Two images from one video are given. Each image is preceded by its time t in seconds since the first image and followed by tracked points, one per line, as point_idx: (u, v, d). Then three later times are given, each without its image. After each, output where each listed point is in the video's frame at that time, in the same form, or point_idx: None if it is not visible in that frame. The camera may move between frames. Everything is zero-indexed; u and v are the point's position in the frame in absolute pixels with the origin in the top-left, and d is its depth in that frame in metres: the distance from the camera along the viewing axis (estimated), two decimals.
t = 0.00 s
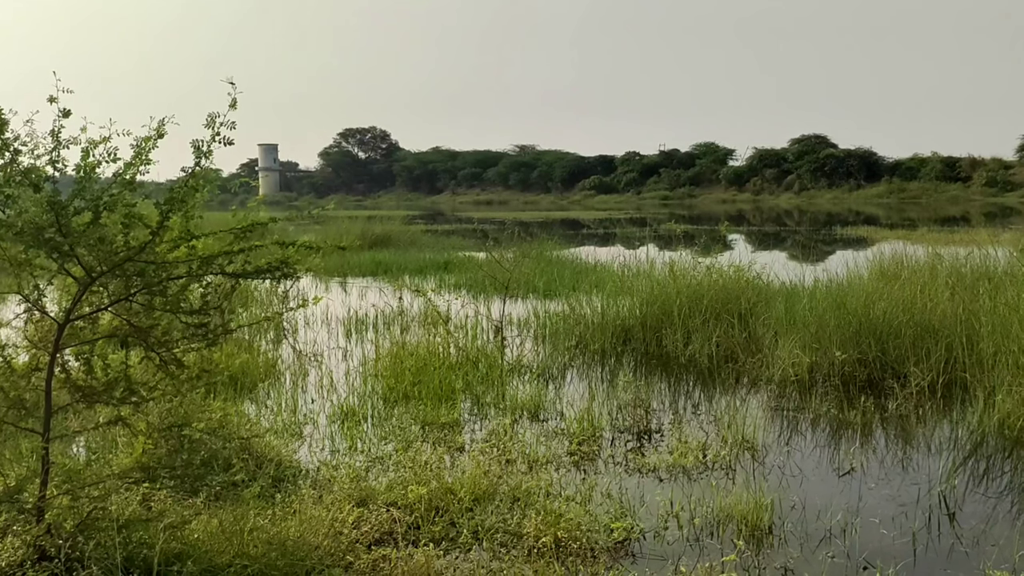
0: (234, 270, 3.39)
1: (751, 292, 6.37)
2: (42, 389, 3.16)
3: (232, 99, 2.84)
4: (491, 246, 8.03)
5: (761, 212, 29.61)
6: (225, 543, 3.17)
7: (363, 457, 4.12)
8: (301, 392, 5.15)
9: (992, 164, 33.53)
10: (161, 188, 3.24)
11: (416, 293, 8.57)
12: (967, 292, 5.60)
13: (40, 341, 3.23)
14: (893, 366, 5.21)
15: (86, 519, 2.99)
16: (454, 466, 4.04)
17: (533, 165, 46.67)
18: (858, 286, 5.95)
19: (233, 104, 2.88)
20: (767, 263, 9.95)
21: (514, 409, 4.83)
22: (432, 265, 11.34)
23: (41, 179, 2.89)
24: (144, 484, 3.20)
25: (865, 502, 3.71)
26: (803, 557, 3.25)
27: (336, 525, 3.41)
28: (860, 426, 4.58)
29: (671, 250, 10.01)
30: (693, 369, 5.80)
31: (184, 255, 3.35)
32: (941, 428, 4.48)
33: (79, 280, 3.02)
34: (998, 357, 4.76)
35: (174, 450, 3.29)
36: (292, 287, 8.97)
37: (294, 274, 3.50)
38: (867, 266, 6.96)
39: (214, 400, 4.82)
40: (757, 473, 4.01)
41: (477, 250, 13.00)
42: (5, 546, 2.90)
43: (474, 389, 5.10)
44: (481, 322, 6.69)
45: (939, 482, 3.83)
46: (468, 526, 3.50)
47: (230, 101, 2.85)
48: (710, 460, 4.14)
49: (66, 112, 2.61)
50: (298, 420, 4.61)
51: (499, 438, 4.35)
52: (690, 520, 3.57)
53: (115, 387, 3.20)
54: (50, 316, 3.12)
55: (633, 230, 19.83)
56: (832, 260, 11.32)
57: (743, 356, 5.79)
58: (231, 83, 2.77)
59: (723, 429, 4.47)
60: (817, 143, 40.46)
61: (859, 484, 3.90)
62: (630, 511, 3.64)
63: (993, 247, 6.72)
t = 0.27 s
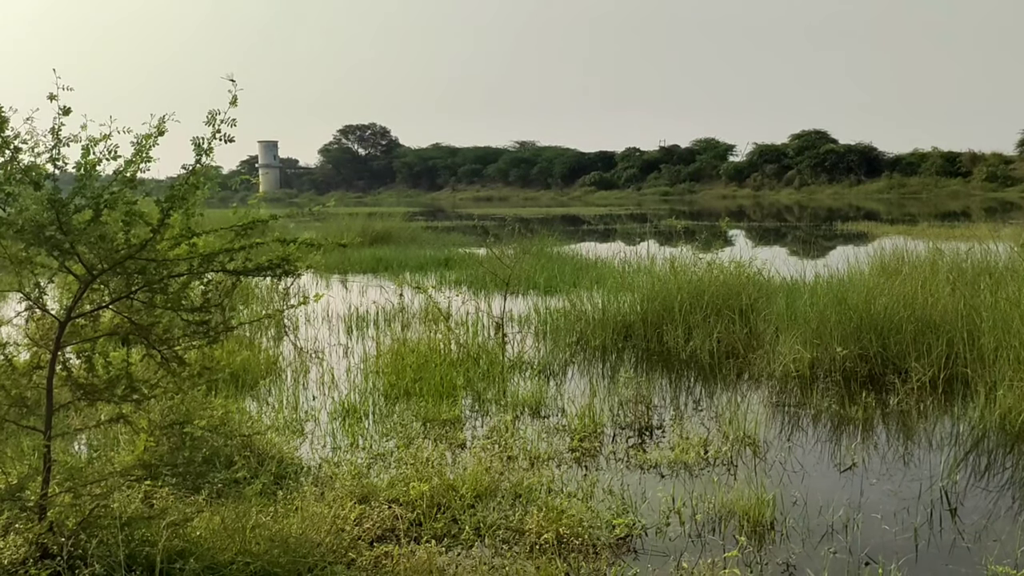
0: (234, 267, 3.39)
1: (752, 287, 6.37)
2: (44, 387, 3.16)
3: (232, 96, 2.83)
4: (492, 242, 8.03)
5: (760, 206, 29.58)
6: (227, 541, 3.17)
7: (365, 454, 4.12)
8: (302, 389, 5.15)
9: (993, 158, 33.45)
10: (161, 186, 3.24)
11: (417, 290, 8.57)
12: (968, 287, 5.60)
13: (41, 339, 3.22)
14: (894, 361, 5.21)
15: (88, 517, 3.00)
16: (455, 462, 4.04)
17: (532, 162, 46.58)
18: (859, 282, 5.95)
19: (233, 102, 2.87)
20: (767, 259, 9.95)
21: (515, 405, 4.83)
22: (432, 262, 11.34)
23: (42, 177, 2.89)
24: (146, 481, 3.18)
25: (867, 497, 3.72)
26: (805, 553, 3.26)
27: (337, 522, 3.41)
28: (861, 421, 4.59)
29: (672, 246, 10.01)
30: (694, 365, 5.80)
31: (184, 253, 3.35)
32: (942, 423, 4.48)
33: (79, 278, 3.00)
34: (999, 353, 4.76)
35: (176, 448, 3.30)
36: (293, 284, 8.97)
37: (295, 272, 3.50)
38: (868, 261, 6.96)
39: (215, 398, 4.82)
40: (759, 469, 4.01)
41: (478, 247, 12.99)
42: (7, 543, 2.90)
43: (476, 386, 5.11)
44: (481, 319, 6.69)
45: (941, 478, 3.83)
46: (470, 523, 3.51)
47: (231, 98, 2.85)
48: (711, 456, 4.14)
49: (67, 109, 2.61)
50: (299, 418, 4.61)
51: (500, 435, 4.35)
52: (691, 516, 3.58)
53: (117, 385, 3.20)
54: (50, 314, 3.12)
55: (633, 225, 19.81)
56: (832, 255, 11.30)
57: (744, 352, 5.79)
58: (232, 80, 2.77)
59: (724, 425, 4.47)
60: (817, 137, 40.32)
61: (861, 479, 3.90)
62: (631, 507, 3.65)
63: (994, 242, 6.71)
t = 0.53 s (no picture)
0: (234, 261, 3.38)
1: (753, 280, 6.36)
2: (44, 381, 3.15)
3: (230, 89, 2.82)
4: (491, 237, 8.01)
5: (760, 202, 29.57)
6: (229, 536, 3.17)
7: (365, 448, 4.12)
8: (302, 383, 5.15)
9: (994, 149, 33.37)
10: (160, 179, 3.24)
11: (417, 284, 8.56)
12: (968, 278, 5.59)
13: (41, 333, 3.22)
14: (895, 353, 5.21)
15: (88, 511, 3.00)
16: (456, 456, 4.03)
17: (532, 156, 46.62)
18: (860, 274, 5.94)
19: (231, 94, 2.86)
20: (768, 252, 9.94)
21: (516, 399, 4.83)
22: (433, 256, 11.33)
23: (40, 171, 2.87)
24: (147, 475, 3.21)
25: (868, 489, 3.72)
26: (806, 545, 3.26)
27: (338, 516, 3.41)
28: (862, 413, 4.59)
29: (672, 239, 10.00)
30: (694, 358, 5.80)
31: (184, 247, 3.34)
32: (943, 414, 4.48)
33: (79, 273, 3.02)
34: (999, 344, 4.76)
35: (176, 442, 3.28)
36: (293, 279, 8.95)
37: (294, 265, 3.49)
38: (868, 253, 6.96)
39: (216, 392, 4.82)
40: (760, 461, 4.01)
41: (478, 241, 12.98)
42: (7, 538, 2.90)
43: (476, 379, 5.10)
44: (482, 312, 6.68)
45: (942, 469, 3.83)
46: (471, 516, 3.51)
47: (229, 91, 2.84)
48: (712, 448, 4.14)
49: (65, 104, 2.60)
50: (300, 412, 4.60)
51: (501, 428, 4.34)
52: (693, 508, 3.58)
53: (117, 379, 3.19)
54: (50, 309, 3.11)
55: (632, 219, 19.80)
56: (833, 248, 11.29)
57: (745, 344, 5.78)
58: (230, 72, 2.75)
59: (725, 418, 4.47)
60: (818, 130, 40.17)
61: (862, 471, 3.90)
62: (632, 499, 3.65)
63: (994, 233, 6.70)
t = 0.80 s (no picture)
0: (234, 255, 3.38)
1: (753, 273, 6.36)
2: (43, 375, 3.15)
3: (228, 81, 2.81)
4: (491, 231, 8.00)
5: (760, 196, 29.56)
6: (229, 529, 3.17)
7: (366, 442, 4.12)
8: (302, 377, 5.15)
9: (994, 142, 33.31)
10: (159, 173, 3.23)
11: (417, 278, 8.56)
12: (969, 271, 5.58)
13: (41, 328, 3.22)
14: (894, 346, 5.20)
15: (88, 505, 3.00)
16: (456, 449, 4.04)
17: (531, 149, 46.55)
18: (860, 267, 5.94)
19: (230, 87, 2.85)
20: (768, 245, 9.94)
21: (516, 392, 4.83)
22: (432, 250, 11.31)
23: (39, 165, 2.87)
24: (147, 470, 3.23)
25: (868, 481, 3.72)
26: (807, 537, 3.26)
27: (339, 509, 3.41)
28: (862, 405, 4.59)
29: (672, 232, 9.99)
30: (695, 351, 5.80)
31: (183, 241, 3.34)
32: (943, 407, 4.48)
33: (78, 266, 3.02)
34: (1000, 337, 4.76)
35: (176, 436, 3.30)
36: (292, 273, 8.96)
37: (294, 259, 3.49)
38: (868, 246, 6.95)
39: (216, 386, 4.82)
40: (760, 453, 4.01)
41: (477, 235, 12.96)
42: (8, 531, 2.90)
43: (476, 372, 5.10)
44: (482, 306, 6.68)
45: (942, 461, 3.83)
46: (471, 509, 3.51)
47: (227, 83, 2.83)
48: (712, 441, 4.14)
49: (63, 97, 2.59)
50: (300, 405, 4.60)
51: (502, 421, 4.34)
52: (693, 501, 3.58)
53: (117, 373, 3.18)
54: (49, 303, 3.11)
55: (632, 213, 19.77)
56: (833, 241, 11.28)
57: (745, 337, 5.78)
58: (228, 66, 2.75)
59: (725, 411, 4.47)
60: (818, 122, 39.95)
61: (862, 463, 3.90)
62: (633, 492, 3.65)
63: (994, 226, 6.69)
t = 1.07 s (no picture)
0: (233, 254, 3.38)
1: (752, 272, 6.35)
2: (43, 374, 3.15)
3: (228, 80, 2.81)
4: (491, 229, 8.00)
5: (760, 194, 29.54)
6: (228, 527, 3.16)
7: (365, 440, 4.12)
8: (302, 376, 5.15)
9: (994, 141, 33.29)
10: (158, 171, 3.22)
11: (416, 276, 8.56)
12: (968, 270, 5.58)
13: (40, 326, 3.22)
14: (893, 345, 5.20)
15: (88, 504, 3.00)
16: (456, 448, 4.04)
17: (531, 148, 46.52)
18: (860, 266, 5.93)
19: (229, 86, 2.85)
20: (767, 244, 9.93)
21: (516, 390, 4.83)
22: (431, 249, 11.31)
23: (38, 163, 2.87)
24: (146, 468, 3.23)
25: (868, 480, 3.72)
26: (806, 536, 3.26)
27: (338, 508, 3.41)
28: (861, 404, 4.58)
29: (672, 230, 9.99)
30: (694, 350, 5.80)
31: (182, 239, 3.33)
32: (942, 406, 4.48)
33: (76, 265, 3.01)
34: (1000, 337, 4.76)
35: (175, 434, 3.30)
36: (292, 271, 8.96)
37: (294, 258, 3.49)
38: (868, 245, 6.95)
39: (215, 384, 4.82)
40: (759, 452, 4.00)
41: (477, 233, 12.96)
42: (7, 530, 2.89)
43: (476, 371, 5.10)
44: (481, 304, 6.68)
45: (942, 460, 3.83)
46: (471, 508, 3.51)
47: (226, 82, 2.83)
48: (711, 439, 4.14)
49: (62, 96, 2.59)
50: (300, 404, 4.60)
51: (501, 420, 4.34)
52: (692, 500, 3.58)
53: (116, 371, 3.19)
54: (49, 301, 3.11)
55: (631, 211, 19.75)
56: (833, 240, 11.26)
57: (744, 336, 5.78)
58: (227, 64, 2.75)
59: (725, 409, 4.46)
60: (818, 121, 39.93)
61: (862, 462, 3.90)
62: (632, 491, 3.65)
63: (994, 225, 6.69)
